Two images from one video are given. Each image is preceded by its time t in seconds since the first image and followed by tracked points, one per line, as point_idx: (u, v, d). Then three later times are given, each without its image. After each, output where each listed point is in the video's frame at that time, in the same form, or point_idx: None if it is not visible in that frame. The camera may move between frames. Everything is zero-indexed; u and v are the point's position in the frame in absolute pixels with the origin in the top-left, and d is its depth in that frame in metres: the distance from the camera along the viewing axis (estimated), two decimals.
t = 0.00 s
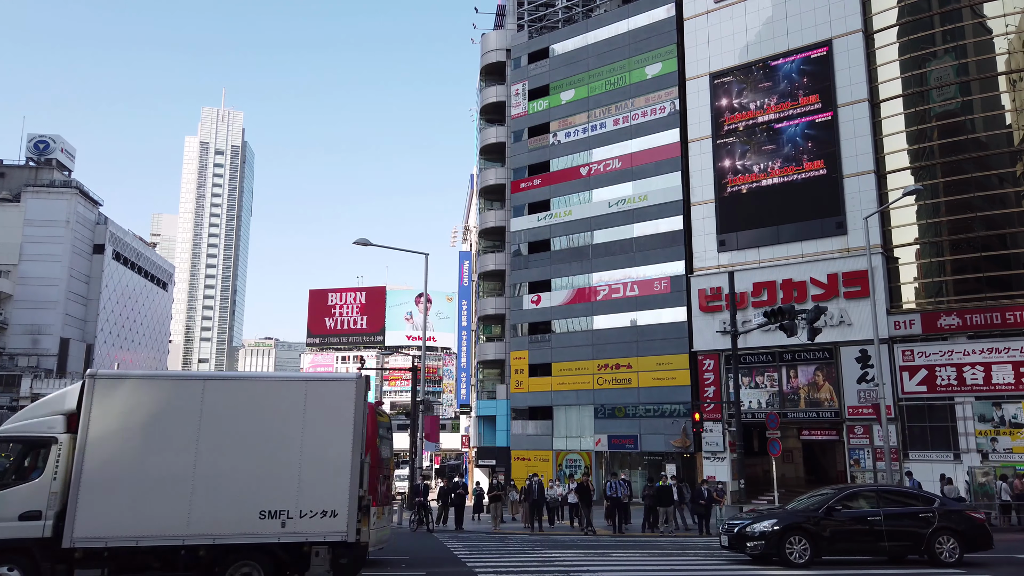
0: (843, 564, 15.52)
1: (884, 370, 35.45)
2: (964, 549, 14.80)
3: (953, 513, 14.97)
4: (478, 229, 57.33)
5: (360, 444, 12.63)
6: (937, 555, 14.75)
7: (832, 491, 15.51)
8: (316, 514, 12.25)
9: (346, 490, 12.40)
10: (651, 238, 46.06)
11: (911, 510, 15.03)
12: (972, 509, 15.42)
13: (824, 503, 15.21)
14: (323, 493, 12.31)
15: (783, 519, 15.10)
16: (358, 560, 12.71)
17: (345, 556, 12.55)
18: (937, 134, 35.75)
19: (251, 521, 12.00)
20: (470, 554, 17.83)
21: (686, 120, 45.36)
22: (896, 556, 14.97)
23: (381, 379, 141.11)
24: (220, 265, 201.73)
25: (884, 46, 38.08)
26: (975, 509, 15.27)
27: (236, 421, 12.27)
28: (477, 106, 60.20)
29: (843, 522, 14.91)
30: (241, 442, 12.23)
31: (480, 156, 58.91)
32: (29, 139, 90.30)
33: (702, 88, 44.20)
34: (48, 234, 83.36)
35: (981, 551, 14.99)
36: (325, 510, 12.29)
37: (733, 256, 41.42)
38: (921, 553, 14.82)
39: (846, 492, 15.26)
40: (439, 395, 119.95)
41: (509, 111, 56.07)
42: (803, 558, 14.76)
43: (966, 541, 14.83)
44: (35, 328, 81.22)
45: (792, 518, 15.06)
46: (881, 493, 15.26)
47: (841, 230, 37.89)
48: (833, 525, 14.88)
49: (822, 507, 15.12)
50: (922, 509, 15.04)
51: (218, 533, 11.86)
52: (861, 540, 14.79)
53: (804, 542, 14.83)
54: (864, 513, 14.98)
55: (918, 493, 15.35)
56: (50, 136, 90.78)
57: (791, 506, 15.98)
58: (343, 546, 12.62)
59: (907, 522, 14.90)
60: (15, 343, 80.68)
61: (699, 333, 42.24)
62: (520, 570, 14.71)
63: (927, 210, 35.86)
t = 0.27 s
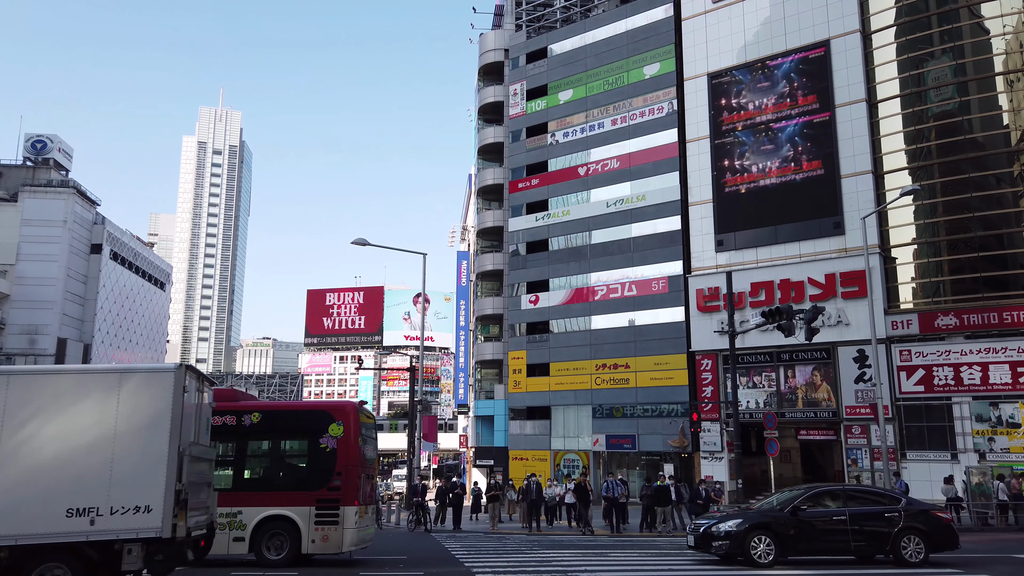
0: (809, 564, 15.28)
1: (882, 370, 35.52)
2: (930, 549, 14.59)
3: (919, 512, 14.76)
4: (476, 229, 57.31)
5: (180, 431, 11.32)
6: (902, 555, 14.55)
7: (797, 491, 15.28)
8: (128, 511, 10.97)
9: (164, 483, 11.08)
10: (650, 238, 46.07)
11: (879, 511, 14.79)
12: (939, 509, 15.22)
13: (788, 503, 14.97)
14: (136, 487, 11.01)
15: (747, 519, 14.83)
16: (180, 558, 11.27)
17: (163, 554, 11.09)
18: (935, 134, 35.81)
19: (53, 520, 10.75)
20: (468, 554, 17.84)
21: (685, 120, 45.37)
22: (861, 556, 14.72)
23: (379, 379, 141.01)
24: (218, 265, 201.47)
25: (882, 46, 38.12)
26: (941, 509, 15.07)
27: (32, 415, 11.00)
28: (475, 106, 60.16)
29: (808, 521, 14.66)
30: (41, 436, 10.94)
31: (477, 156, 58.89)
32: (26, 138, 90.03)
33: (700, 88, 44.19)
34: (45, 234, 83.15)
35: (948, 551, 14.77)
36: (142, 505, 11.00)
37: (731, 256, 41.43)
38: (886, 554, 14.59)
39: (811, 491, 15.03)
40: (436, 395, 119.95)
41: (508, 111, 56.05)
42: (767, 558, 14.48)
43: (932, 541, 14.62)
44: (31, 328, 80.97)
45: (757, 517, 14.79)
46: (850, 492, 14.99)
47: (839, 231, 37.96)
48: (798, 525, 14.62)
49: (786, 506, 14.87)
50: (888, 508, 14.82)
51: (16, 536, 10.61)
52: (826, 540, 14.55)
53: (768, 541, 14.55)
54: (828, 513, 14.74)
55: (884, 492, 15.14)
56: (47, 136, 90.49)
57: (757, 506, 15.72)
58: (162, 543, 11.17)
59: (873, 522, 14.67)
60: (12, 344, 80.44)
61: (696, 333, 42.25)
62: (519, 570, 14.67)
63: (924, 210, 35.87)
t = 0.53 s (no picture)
0: (777, 565, 15.15)
1: (881, 370, 35.54)
2: (899, 549, 14.59)
3: (887, 513, 14.75)
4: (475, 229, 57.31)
5: None
6: (870, 555, 14.51)
7: (766, 492, 15.20)
8: None
9: None
10: (648, 238, 46.09)
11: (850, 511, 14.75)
12: (908, 509, 15.19)
13: (757, 503, 14.89)
14: None
15: (716, 519, 14.68)
16: None
17: None
18: (934, 134, 35.85)
19: None
20: (468, 554, 17.85)
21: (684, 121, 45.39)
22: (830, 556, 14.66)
23: (378, 379, 141.01)
24: (217, 265, 201.36)
25: (881, 46, 38.13)
26: (911, 509, 15.08)
27: None
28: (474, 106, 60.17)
29: (777, 522, 14.57)
30: None
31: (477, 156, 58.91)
32: (25, 138, 89.99)
33: (699, 88, 44.21)
34: (44, 234, 83.13)
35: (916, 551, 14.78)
36: None
37: (730, 256, 41.47)
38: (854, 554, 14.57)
39: (781, 491, 14.99)
40: (436, 395, 119.98)
41: (507, 111, 56.07)
42: (735, 559, 14.35)
43: (901, 541, 14.61)
44: (30, 328, 80.99)
45: (725, 517, 14.66)
46: (818, 492, 14.96)
47: (837, 231, 37.98)
48: (766, 525, 14.54)
49: (755, 506, 14.79)
50: (857, 509, 14.78)
51: None
52: (794, 540, 14.45)
53: (736, 542, 14.42)
54: (797, 513, 14.68)
55: (854, 492, 15.12)
56: (46, 136, 90.38)
57: (726, 507, 15.58)
58: None
59: (841, 522, 14.64)
60: (11, 344, 80.41)
61: (695, 333, 42.36)
62: (519, 570, 14.65)
63: (923, 210, 35.87)
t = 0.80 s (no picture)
0: (750, 565, 15.11)
1: (879, 370, 35.57)
2: (870, 550, 14.53)
3: (857, 513, 14.69)
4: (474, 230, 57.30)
5: None
6: (841, 555, 14.45)
7: (737, 492, 15.16)
8: None
9: None
10: (647, 238, 46.09)
11: (821, 511, 14.71)
12: (880, 509, 15.18)
13: (728, 503, 14.85)
14: None
15: (685, 519, 14.68)
16: None
17: None
18: (932, 135, 35.90)
19: None
20: (467, 554, 17.83)
21: (682, 121, 45.39)
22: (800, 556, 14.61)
23: (377, 379, 140.97)
24: (215, 266, 201.15)
25: (879, 47, 38.16)
26: (882, 509, 15.03)
27: None
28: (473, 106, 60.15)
29: (745, 521, 14.55)
30: None
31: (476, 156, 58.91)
32: (24, 138, 89.83)
33: (698, 88, 44.23)
34: (42, 234, 83.01)
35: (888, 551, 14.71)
36: None
37: (729, 256, 41.52)
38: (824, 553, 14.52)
39: (751, 492, 14.96)
40: (434, 395, 119.97)
41: (506, 111, 56.08)
42: (704, 559, 14.36)
43: (871, 542, 14.57)
44: (29, 328, 80.87)
45: (694, 517, 14.65)
46: (787, 492, 14.94)
47: (835, 231, 38.02)
48: (735, 525, 14.51)
49: (725, 506, 14.76)
50: (828, 508, 14.75)
51: None
52: (764, 540, 14.41)
53: (705, 542, 14.44)
54: (767, 513, 14.64)
55: (825, 492, 15.10)
56: (44, 136, 90.24)
57: (696, 507, 15.56)
58: None
59: (810, 522, 14.60)
60: (9, 344, 80.30)
61: (694, 333, 42.54)
62: (517, 571, 14.63)
63: (921, 210, 35.90)
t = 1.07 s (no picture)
0: (724, 565, 15.06)
1: (881, 370, 35.54)
2: (845, 549, 14.61)
3: (834, 513, 14.75)
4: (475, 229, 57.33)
5: None
6: (817, 555, 14.50)
7: (713, 492, 15.09)
8: None
9: None
10: (648, 238, 46.08)
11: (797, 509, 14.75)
12: (855, 509, 15.26)
13: (703, 503, 14.78)
14: None
15: (661, 518, 14.55)
16: None
17: None
18: (933, 134, 35.86)
19: None
20: (467, 554, 17.80)
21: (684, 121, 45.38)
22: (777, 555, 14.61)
23: (378, 379, 141.06)
24: (217, 266, 201.25)
25: (881, 47, 38.15)
26: (858, 509, 15.09)
27: None
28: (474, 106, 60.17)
29: (722, 521, 14.48)
30: None
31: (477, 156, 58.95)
32: (25, 138, 89.92)
33: (699, 88, 44.22)
34: (44, 235, 83.11)
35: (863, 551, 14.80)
36: None
37: (730, 256, 41.49)
38: (799, 553, 14.52)
39: (726, 492, 14.88)
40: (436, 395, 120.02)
41: (507, 111, 56.08)
42: (680, 559, 14.27)
43: (846, 542, 14.64)
44: (31, 328, 80.99)
45: (670, 517, 14.53)
46: (762, 492, 14.89)
47: (837, 231, 38.00)
48: (711, 525, 14.44)
49: (701, 506, 14.68)
50: (804, 508, 14.78)
51: None
52: (739, 540, 14.38)
53: (680, 541, 14.33)
54: (744, 512, 14.59)
55: (801, 492, 15.09)
56: (45, 136, 90.32)
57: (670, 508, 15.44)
58: None
59: (786, 522, 14.58)
60: (11, 344, 80.40)
61: (695, 333, 42.37)
62: (519, 571, 14.61)
63: (923, 210, 35.87)
